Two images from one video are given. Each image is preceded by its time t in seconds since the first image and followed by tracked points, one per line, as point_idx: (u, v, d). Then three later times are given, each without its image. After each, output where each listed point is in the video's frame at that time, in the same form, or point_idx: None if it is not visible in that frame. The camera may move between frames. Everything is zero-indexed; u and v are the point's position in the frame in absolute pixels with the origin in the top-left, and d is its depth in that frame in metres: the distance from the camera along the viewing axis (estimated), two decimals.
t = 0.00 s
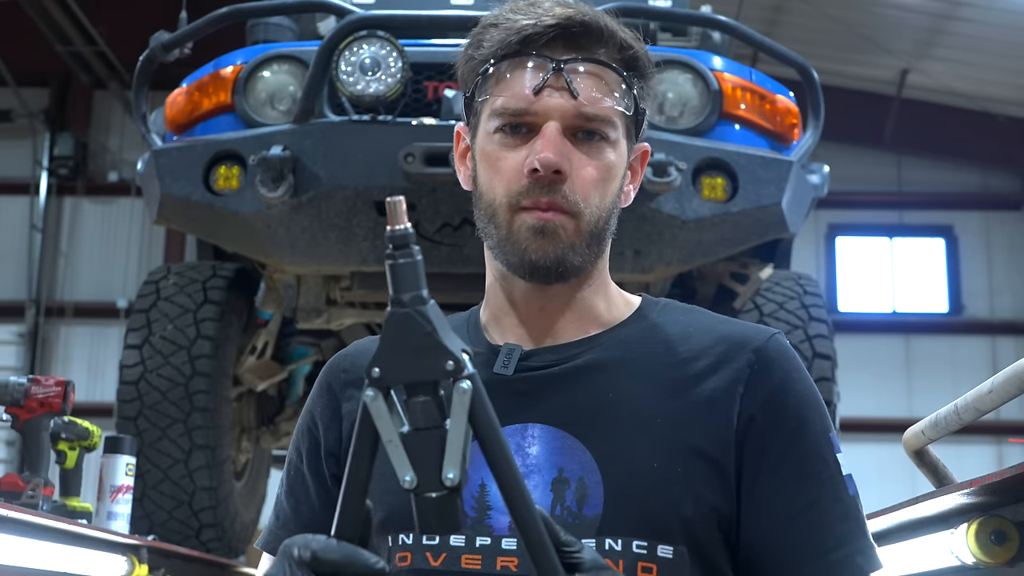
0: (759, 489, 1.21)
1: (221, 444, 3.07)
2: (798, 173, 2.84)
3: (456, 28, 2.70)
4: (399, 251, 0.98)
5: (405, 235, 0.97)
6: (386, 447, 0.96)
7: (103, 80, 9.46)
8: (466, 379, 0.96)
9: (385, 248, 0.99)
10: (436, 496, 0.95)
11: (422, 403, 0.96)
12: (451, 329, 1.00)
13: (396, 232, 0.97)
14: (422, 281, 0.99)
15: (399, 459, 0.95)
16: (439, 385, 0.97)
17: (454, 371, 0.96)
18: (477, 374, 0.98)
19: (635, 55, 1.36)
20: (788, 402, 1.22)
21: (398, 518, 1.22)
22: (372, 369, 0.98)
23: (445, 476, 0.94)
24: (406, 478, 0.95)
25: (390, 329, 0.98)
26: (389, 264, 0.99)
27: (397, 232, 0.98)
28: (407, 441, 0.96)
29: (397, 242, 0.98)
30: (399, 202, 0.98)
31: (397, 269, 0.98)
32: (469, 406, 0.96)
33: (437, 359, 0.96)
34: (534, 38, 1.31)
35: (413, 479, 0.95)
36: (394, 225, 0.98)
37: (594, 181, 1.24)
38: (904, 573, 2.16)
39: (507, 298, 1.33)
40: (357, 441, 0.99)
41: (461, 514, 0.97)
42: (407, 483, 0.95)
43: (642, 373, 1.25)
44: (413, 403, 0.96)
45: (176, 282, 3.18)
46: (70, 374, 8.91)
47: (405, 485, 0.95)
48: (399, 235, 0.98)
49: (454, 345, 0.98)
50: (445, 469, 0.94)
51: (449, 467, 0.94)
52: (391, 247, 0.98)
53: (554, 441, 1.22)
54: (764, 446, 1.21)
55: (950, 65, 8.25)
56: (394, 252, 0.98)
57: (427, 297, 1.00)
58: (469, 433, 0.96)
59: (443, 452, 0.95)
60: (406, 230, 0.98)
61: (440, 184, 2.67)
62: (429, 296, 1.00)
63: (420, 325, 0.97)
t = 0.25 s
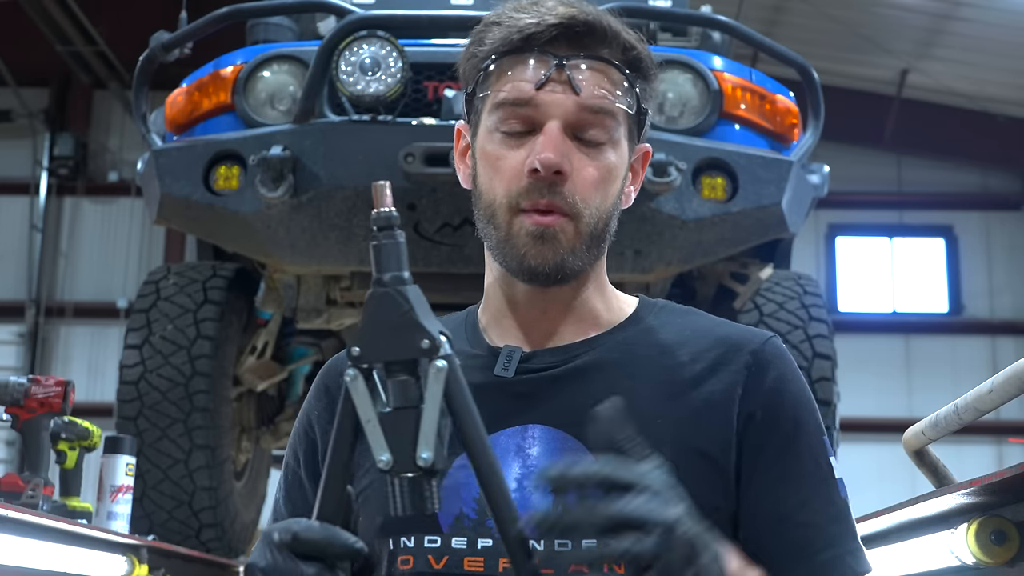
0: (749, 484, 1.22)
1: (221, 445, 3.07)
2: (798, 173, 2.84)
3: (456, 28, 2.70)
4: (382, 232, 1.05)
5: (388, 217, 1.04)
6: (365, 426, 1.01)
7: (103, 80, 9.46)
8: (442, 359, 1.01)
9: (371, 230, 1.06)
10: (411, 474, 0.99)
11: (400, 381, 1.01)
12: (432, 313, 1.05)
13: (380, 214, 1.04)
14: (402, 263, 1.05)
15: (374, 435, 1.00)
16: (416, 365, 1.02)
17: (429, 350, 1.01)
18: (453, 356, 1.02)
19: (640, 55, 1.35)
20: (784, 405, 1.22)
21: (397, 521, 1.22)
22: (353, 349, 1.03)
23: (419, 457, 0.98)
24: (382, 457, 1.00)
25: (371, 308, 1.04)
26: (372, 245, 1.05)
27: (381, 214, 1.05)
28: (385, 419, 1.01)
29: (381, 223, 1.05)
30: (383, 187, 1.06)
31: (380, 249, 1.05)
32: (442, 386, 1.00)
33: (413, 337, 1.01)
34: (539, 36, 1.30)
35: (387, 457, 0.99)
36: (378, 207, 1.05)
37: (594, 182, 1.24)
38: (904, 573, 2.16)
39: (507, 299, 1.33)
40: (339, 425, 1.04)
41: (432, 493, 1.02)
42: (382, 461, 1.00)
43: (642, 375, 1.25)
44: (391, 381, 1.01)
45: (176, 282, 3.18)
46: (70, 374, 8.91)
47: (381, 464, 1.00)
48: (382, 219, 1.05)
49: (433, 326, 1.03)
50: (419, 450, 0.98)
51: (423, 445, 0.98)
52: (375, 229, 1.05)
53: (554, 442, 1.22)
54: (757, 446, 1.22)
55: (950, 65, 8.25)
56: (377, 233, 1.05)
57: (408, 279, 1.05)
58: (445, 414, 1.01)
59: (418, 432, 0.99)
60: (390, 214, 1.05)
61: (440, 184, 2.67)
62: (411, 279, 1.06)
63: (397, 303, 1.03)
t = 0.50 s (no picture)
0: (833, 509, 1.05)
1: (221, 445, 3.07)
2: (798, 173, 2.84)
3: (456, 28, 2.70)
4: (343, 236, 1.07)
5: (349, 223, 1.06)
6: (317, 430, 1.02)
7: (103, 80, 9.46)
8: (393, 365, 1.03)
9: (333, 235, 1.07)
10: (358, 480, 1.01)
11: (355, 386, 1.02)
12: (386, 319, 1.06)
13: (341, 219, 1.06)
14: (362, 269, 1.07)
15: (326, 439, 1.02)
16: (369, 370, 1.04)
17: (381, 355, 1.03)
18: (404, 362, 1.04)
19: (644, 61, 1.35)
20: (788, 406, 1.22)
21: (396, 522, 1.22)
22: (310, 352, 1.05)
23: (366, 462, 1.00)
24: (332, 461, 1.01)
25: (327, 311, 1.05)
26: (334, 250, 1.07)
27: (342, 220, 1.06)
28: (339, 423, 1.02)
29: (343, 228, 1.06)
30: (347, 194, 1.07)
31: (341, 254, 1.06)
32: (393, 392, 1.02)
33: (366, 343, 1.03)
34: (545, 42, 1.29)
35: (337, 463, 1.01)
36: (340, 213, 1.06)
37: (597, 190, 1.25)
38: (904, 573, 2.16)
39: (504, 300, 1.33)
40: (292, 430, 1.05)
41: (379, 505, 1.02)
42: (331, 466, 1.01)
43: (641, 376, 1.25)
44: (346, 384, 1.03)
45: (176, 282, 3.18)
46: (70, 374, 8.91)
47: (331, 468, 1.01)
48: (344, 224, 1.06)
49: (387, 332, 1.04)
50: (368, 455, 1.00)
51: (371, 451, 1.00)
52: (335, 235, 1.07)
53: (552, 444, 1.21)
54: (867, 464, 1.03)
55: (950, 65, 8.25)
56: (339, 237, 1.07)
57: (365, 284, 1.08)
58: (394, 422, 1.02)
59: (366, 436, 1.01)
60: (351, 219, 1.06)
61: (440, 184, 2.67)
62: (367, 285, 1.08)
63: (353, 308, 1.04)
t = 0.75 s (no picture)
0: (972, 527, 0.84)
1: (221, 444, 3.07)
2: (798, 173, 2.84)
3: (456, 28, 2.69)
4: (363, 253, 0.92)
5: (369, 240, 0.91)
6: (346, 449, 0.91)
7: (103, 80, 9.46)
8: (423, 384, 0.90)
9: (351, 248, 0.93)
10: (392, 503, 0.89)
11: (382, 405, 0.90)
12: (413, 333, 0.93)
13: (360, 235, 0.91)
14: (384, 285, 0.93)
15: (356, 458, 0.90)
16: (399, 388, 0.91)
17: (409, 375, 0.90)
18: (437, 380, 0.91)
19: (629, 51, 1.33)
20: (790, 411, 1.21)
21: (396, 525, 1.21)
22: (334, 372, 0.93)
23: (400, 483, 0.88)
24: (364, 482, 0.89)
25: (351, 330, 0.92)
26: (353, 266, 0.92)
27: (360, 236, 0.92)
28: (368, 442, 0.91)
29: (362, 244, 0.92)
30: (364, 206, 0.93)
31: (360, 272, 0.92)
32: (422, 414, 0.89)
33: (393, 361, 0.91)
34: (518, 37, 1.29)
35: (370, 483, 0.89)
36: (358, 229, 0.92)
37: (575, 184, 1.24)
38: (904, 573, 2.15)
39: (502, 298, 1.33)
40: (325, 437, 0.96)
41: (418, 521, 0.91)
42: (363, 486, 0.89)
43: (646, 377, 1.25)
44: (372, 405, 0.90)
45: (176, 282, 3.18)
46: (70, 374, 8.92)
47: (363, 488, 0.89)
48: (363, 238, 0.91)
49: (415, 350, 0.92)
50: (400, 475, 0.89)
51: (405, 470, 0.88)
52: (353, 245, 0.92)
53: (553, 447, 1.22)
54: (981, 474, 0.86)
55: (950, 65, 8.25)
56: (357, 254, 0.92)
57: (390, 299, 0.94)
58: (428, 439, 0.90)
59: (398, 458, 0.89)
60: (371, 233, 0.92)
61: (440, 184, 2.67)
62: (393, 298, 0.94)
63: (375, 327, 0.91)
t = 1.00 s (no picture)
0: None
1: (221, 444, 3.07)
2: (798, 173, 2.84)
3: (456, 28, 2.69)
4: (422, 274, 0.97)
5: (430, 259, 0.97)
6: (394, 466, 0.96)
7: (103, 80, 9.46)
8: (478, 407, 0.96)
9: (410, 270, 0.98)
10: (437, 518, 0.95)
11: (433, 426, 0.96)
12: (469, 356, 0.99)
13: (420, 255, 0.97)
14: (442, 305, 0.99)
15: (406, 477, 0.96)
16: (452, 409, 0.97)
17: (466, 398, 0.96)
18: (490, 404, 0.97)
19: (642, 52, 1.34)
20: (792, 417, 1.22)
21: (400, 526, 1.22)
22: (387, 390, 0.98)
23: (448, 501, 0.94)
24: (411, 498, 0.95)
25: (407, 349, 0.97)
26: (411, 286, 0.98)
27: (421, 255, 0.97)
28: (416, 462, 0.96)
29: (422, 264, 0.98)
30: (427, 226, 0.99)
31: (419, 291, 0.97)
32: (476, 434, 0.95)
33: (451, 383, 0.96)
34: (533, 37, 1.31)
35: (416, 500, 0.95)
36: (419, 248, 0.98)
37: (592, 183, 1.25)
38: (904, 573, 2.16)
39: (509, 301, 1.33)
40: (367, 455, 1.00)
41: (460, 537, 0.97)
42: (409, 503, 0.95)
43: (649, 379, 1.25)
44: (423, 425, 0.96)
45: (176, 282, 3.18)
46: (70, 374, 8.92)
47: (409, 505, 0.95)
48: (423, 259, 0.97)
49: (470, 372, 0.97)
50: (449, 494, 0.94)
51: (455, 490, 0.94)
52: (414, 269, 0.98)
53: (555, 450, 1.22)
54: None
55: (950, 65, 8.25)
56: (417, 275, 0.98)
57: (446, 321, 0.99)
58: (478, 458, 0.96)
59: (449, 477, 0.95)
60: (431, 254, 0.98)
61: (440, 184, 2.67)
62: (449, 320, 0.99)
63: (436, 349, 0.97)
